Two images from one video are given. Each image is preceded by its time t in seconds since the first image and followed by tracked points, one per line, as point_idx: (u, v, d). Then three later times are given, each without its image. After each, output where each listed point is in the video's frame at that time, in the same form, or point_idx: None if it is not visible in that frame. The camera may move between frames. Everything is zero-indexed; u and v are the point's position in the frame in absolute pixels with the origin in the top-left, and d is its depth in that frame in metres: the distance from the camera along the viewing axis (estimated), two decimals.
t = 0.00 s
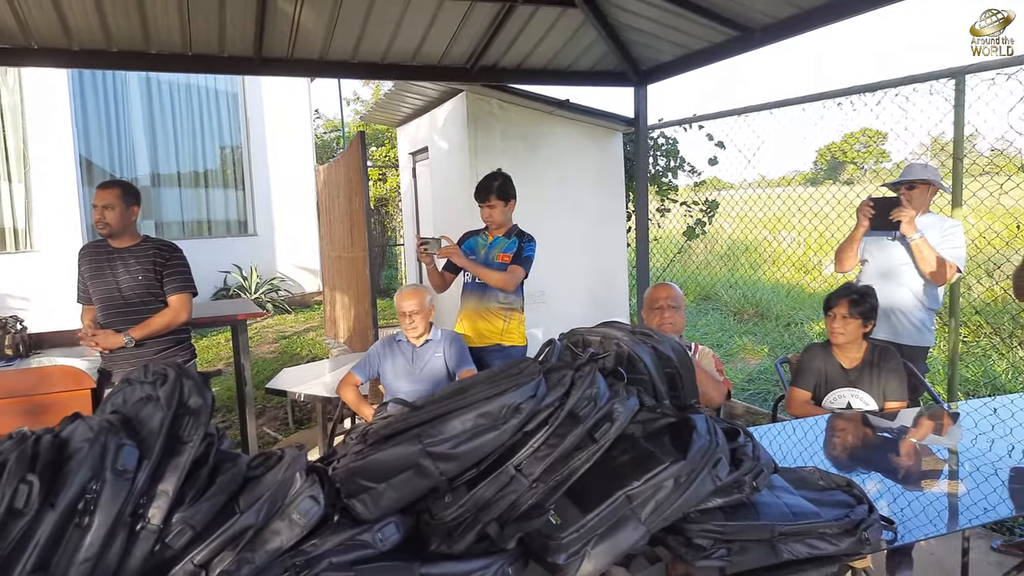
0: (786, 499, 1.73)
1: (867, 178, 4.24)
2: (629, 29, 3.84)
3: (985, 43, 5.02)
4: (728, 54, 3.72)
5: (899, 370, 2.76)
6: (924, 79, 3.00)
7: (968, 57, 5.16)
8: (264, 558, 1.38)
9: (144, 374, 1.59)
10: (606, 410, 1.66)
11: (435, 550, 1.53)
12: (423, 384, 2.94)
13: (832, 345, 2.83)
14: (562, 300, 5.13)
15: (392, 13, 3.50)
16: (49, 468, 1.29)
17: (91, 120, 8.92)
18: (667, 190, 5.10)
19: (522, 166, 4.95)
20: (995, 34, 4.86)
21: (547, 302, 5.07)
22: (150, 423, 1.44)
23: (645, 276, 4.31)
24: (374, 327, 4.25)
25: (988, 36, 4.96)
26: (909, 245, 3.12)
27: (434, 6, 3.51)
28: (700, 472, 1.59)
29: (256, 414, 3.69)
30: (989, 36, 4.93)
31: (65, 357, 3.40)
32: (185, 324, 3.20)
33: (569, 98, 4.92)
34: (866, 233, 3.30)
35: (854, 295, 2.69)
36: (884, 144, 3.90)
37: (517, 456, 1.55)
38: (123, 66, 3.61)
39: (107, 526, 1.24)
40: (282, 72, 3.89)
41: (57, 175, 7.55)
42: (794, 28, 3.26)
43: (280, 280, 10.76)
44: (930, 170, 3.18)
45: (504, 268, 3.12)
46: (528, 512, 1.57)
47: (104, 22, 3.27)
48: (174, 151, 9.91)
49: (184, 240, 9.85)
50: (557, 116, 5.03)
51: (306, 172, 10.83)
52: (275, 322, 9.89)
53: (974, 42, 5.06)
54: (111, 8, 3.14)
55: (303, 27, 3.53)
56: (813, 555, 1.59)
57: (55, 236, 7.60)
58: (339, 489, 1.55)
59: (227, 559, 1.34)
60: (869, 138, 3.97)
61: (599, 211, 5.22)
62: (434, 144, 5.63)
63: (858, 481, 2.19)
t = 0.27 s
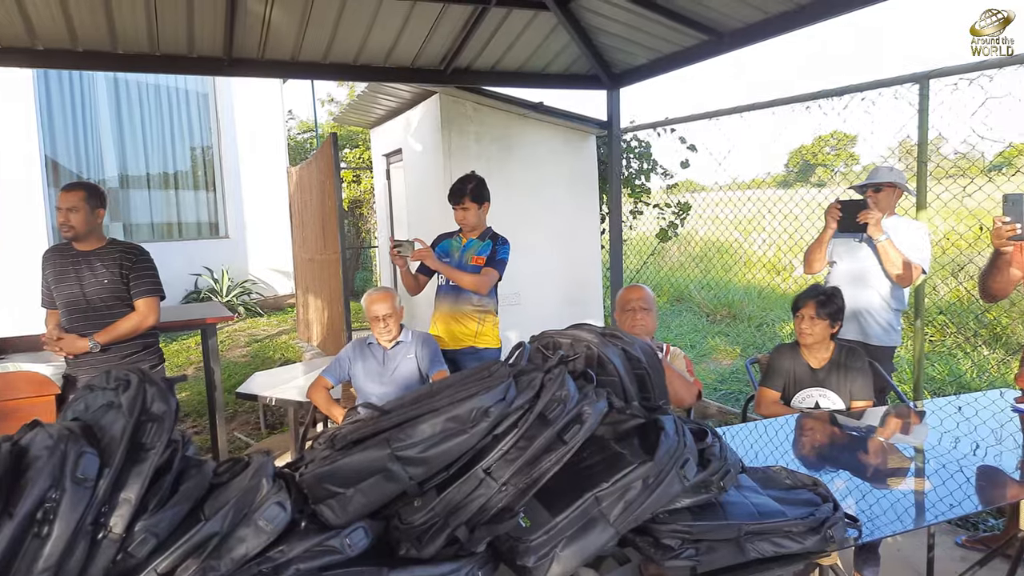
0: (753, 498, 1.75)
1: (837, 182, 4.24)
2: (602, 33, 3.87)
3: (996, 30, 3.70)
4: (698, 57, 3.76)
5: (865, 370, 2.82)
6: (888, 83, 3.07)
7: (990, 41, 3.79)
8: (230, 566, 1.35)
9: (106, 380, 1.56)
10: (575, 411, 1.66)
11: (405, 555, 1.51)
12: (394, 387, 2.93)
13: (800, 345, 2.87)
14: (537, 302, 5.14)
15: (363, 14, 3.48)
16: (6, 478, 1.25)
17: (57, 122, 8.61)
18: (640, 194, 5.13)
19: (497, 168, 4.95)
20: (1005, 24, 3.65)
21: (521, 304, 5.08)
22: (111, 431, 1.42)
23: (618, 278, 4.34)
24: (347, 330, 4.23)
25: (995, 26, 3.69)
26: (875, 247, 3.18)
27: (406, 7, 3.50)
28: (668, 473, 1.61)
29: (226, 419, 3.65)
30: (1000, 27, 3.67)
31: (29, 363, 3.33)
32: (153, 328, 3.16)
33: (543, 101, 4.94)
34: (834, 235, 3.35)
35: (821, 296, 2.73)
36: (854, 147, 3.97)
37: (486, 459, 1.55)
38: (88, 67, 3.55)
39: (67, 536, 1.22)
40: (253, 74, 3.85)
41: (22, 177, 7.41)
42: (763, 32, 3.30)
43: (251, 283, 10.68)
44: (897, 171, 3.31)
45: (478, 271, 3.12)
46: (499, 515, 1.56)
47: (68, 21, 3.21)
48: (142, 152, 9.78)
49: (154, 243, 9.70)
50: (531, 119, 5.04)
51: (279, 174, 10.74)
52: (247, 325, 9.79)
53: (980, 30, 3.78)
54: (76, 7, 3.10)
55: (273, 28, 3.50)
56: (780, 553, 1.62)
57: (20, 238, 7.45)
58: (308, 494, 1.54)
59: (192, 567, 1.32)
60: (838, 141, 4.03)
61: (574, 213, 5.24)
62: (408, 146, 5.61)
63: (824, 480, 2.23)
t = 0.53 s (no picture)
0: (726, 498, 1.77)
1: (814, 183, 4.28)
2: (580, 35, 3.89)
3: (997, 29, 3.32)
4: (676, 60, 3.79)
5: (839, 370, 2.85)
6: (861, 87, 3.12)
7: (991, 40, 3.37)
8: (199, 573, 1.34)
9: (75, 384, 1.53)
10: (551, 413, 1.66)
11: (379, 560, 1.50)
12: (372, 389, 2.92)
13: (776, 346, 2.89)
14: (516, 303, 5.15)
15: (340, 14, 3.47)
16: None
17: (31, 122, 8.55)
18: (621, 193, 5.17)
19: (475, 170, 4.95)
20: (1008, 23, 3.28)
21: (501, 305, 5.08)
22: (79, 436, 1.39)
23: (597, 278, 4.36)
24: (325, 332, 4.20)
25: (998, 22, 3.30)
26: (851, 248, 3.23)
27: (384, 8, 3.49)
28: (643, 473, 1.61)
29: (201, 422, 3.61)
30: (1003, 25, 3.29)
31: None
32: (126, 331, 3.12)
33: (522, 102, 4.94)
34: (810, 237, 3.39)
35: (796, 297, 2.76)
36: (830, 149, 4.04)
37: (461, 462, 1.54)
38: (60, 66, 3.50)
39: (33, 544, 1.20)
40: (229, 73, 3.82)
41: None
42: (739, 35, 3.34)
43: (228, 285, 10.58)
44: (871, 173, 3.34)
45: (457, 272, 3.11)
46: (475, 517, 1.56)
47: (39, 20, 3.16)
48: (117, 152, 9.65)
49: (129, 244, 9.58)
50: (511, 120, 5.04)
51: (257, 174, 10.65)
52: (224, 328, 9.70)
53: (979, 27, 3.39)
54: (47, 5, 3.05)
55: (249, 27, 3.47)
56: (753, 552, 1.64)
57: None
58: (281, 498, 1.53)
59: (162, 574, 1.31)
60: (815, 143, 4.08)
61: (553, 214, 5.24)
62: (388, 147, 5.58)
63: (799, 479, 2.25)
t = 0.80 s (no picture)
0: (694, 498, 1.79)
1: (785, 184, 4.26)
2: (553, 37, 3.91)
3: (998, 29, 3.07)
4: (648, 63, 3.82)
5: (808, 370, 2.88)
6: (829, 91, 3.19)
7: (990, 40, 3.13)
8: None
9: (31, 391, 1.50)
10: (520, 415, 1.66)
11: (347, 564, 1.50)
12: (345, 392, 2.90)
13: (745, 346, 2.93)
14: (491, 305, 5.15)
15: (311, 14, 3.44)
16: None
17: None
18: (596, 195, 5.16)
19: (449, 171, 4.95)
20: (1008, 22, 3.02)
21: (476, 306, 5.08)
22: (37, 444, 1.37)
23: (572, 279, 4.37)
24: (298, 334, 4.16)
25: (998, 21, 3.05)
26: (819, 250, 3.28)
27: (356, 9, 3.47)
28: (611, 473, 1.62)
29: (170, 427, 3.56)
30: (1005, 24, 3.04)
31: None
32: (91, 335, 3.06)
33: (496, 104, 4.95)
34: (780, 238, 3.44)
35: (765, 298, 2.80)
36: (802, 152, 3.99)
37: (429, 465, 1.54)
38: (24, 65, 3.44)
39: None
40: (198, 73, 3.77)
41: None
42: (709, 39, 3.37)
43: (200, 287, 10.43)
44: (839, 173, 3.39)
45: (430, 274, 3.11)
46: (443, 521, 1.56)
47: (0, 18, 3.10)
48: (85, 153, 9.47)
49: (97, 246, 9.40)
50: (486, 121, 5.04)
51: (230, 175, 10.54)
52: (196, 330, 9.56)
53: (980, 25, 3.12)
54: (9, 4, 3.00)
55: (219, 27, 3.44)
56: (719, 552, 1.66)
57: None
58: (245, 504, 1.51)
59: None
60: (788, 145, 4.06)
61: (528, 216, 5.25)
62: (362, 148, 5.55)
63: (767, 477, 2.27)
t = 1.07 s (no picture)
0: (665, 496, 1.80)
1: (761, 185, 4.29)
2: (529, 38, 3.91)
3: (1000, 30, 2.60)
4: (623, 64, 3.83)
5: (780, 369, 2.90)
6: (801, 91, 3.29)
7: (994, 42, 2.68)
8: None
9: None
10: (492, 416, 1.66)
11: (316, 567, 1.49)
12: (319, 394, 2.88)
13: (718, 345, 2.95)
14: (468, 305, 5.14)
15: (284, 12, 3.42)
16: None
17: None
18: (570, 196, 5.22)
19: (425, 172, 4.93)
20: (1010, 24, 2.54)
21: (453, 306, 5.07)
22: None
23: (549, 280, 4.38)
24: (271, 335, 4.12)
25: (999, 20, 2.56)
26: (791, 250, 3.30)
27: (330, 7, 3.45)
28: (582, 473, 1.63)
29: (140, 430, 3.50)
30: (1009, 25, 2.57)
31: None
32: (57, 336, 3.00)
33: (472, 103, 4.94)
34: (752, 239, 3.47)
35: (738, 298, 2.82)
36: (777, 153, 4.04)
37: (400, 466, 1.53)
38: None
39: None
40: (169, 71, 3.72)
41: None
42: (683, 41, 3.40)
43: (172, 289, 10.29)
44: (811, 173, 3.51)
45: (404, 275, 3.09)
46: (414, 523, 1.55)
47: None
48: (53, 152, 9.29)
49: (66, 247, 9.21)
50: (463, 122, 5.03)
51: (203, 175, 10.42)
52: (168, 332, 9.42)
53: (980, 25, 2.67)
54: None
55: (190, 25, 3.39)
56: (690, 550, 1.67)
57: None
58: (211, 508, 1.49)
59: None
60: (763, 147, 4.09)
61: (504, 216, 5.25)
62: (337, 148, 5.51)
63: (739, 476, 2.29)
